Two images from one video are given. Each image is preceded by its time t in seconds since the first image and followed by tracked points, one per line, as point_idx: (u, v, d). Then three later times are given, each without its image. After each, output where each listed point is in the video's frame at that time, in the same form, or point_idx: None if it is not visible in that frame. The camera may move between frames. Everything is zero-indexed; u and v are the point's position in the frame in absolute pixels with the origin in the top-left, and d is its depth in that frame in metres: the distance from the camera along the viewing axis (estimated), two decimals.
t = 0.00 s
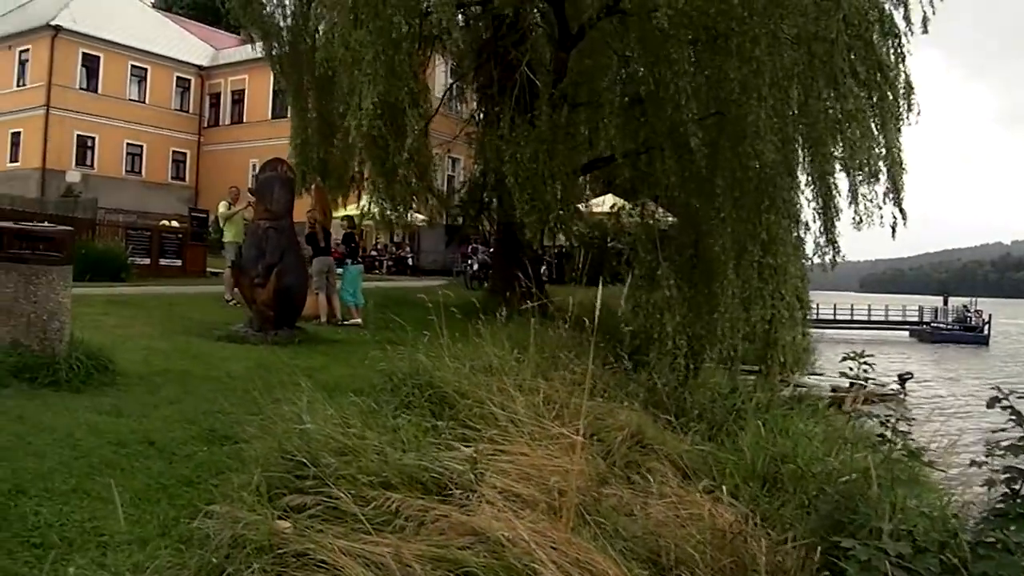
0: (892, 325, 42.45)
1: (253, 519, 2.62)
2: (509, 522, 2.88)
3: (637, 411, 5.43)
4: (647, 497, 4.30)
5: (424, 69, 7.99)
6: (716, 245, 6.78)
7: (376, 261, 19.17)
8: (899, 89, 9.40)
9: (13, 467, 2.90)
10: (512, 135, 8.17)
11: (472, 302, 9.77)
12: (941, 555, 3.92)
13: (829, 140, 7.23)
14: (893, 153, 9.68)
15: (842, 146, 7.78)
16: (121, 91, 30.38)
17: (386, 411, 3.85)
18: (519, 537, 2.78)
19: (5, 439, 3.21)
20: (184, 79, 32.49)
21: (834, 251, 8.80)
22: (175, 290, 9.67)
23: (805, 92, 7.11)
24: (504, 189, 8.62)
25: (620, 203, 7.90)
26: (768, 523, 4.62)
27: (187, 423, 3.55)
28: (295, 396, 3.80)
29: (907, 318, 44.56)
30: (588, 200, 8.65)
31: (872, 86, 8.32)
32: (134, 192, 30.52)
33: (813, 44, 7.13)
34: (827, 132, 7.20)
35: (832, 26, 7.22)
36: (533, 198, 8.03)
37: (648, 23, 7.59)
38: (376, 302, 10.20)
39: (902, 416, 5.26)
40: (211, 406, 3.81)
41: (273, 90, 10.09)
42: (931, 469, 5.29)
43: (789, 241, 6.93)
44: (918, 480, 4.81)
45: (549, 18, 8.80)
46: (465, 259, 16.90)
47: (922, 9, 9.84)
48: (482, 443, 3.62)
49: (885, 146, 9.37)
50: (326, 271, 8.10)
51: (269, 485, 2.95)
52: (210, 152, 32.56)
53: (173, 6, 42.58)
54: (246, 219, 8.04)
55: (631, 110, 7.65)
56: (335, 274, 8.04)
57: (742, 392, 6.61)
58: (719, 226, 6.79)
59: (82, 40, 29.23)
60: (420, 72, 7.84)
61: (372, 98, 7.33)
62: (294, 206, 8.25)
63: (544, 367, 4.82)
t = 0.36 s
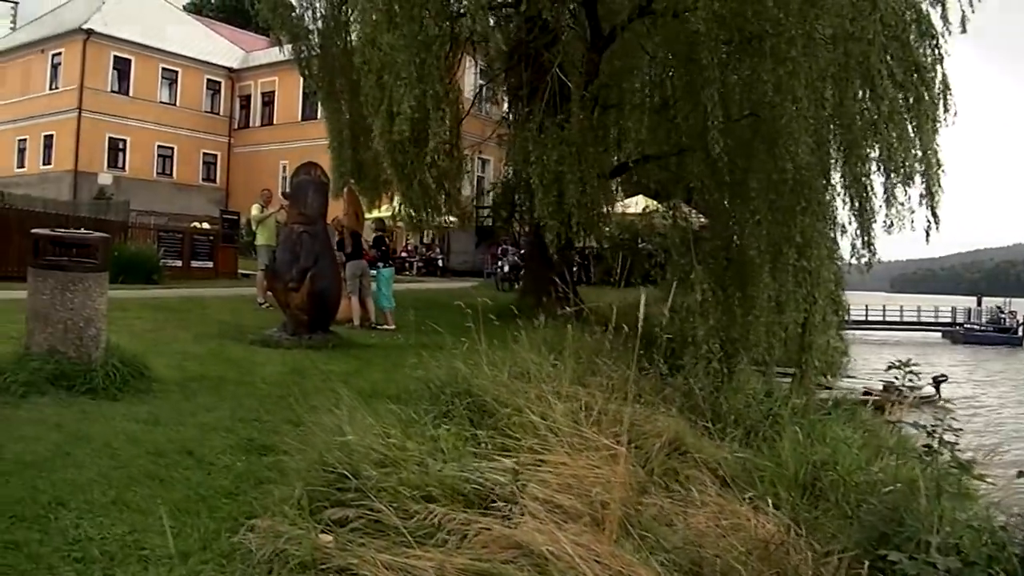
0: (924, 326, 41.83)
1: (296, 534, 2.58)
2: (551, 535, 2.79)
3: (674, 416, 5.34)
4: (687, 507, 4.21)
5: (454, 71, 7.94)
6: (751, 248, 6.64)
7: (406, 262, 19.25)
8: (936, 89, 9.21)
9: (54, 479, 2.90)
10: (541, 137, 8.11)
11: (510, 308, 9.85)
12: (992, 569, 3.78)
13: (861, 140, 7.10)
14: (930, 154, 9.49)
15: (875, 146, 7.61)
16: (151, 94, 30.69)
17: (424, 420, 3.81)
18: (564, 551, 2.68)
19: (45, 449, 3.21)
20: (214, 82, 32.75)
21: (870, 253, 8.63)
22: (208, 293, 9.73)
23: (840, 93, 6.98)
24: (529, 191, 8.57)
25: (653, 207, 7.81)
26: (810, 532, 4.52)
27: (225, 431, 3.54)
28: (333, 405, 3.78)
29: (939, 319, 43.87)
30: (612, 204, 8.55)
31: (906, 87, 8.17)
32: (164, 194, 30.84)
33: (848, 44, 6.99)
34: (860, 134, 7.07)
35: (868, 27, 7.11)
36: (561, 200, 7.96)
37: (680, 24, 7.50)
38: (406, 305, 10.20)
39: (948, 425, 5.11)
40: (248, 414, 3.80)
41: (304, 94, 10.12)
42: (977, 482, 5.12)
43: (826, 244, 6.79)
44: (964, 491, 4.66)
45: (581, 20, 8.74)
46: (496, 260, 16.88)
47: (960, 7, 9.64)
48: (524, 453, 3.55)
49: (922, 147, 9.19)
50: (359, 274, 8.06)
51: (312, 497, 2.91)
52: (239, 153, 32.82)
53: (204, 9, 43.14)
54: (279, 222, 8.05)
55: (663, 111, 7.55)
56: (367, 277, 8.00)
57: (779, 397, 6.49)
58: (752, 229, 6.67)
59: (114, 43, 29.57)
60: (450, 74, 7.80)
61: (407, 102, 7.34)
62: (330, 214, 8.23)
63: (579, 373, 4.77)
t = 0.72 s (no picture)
0: (956, 328, 41.16)
1: (336, 548, 2.55)
2: (594, 546, 2.70)
3: (709, 422, 5.25)
4: (726, 516, 4.12)
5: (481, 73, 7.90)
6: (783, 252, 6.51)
7: (433, 265, 19.29)
8: (973, 90, 9.03)
9: (91, 489, 2.89)
10: (568, 140, 8.06)
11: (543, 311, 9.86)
12: None
13: (895, 142, 6.97)
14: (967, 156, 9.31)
15: (910, 148, 7.44)
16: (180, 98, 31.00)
17: (460, 429, 3.77)
18: (607, 564, 2.59)
19: (82, 458, 3.21)
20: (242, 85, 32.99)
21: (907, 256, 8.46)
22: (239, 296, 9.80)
23: (874, 94, 6.82)
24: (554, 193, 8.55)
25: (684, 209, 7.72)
26: (852, 542, 4.40)
27: (261, 441, 3.53)
28: (368, 415, 3.76)
29: (970, 321, 43.21)
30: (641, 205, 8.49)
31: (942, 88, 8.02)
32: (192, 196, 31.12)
33: (882, 45, 6.86)
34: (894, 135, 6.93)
35: (902, 28, 6.91)
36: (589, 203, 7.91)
37: (710, 26, 7.42)
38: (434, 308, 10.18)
39: (993, 432, 4.96)
40: (283, 423, 3.79)
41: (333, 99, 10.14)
42: None
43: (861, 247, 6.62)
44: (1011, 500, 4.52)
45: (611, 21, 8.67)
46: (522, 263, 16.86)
47: (998, 7, 9.45)
48: (563, 462, 3.49)
49: (959, 150, 9.02)
50: (388, 277, 8.05)
51: (351, 508, 2.87)
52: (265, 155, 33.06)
53: (231, 14, 43.58)
54: (309, 227, 8.05)
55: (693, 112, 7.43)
56: (394, 280, 8.01)
57: (814, 402, 6.36)
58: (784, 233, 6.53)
59: (143, 48, 29.86)
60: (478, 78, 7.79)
61: (439, 106, 7.38)
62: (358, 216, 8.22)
63: (613, 381, 4.70)
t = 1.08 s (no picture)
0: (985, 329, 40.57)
1: (375, 558, 2.53)
2: (635, 557, 2.63)
3: (743, 427, 5.18)
4: (763, 524, 4.05)
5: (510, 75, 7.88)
6: (813, 255, 6.38)
7: (460, 266, 19.29)
8: (1009, 89, 8.88)
9: (128, 498, 2.88)
10: (596, 143, 8.03)
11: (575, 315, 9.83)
12: None
13: (925, 144, 6.88)
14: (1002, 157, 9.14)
15: (943, 149, 7.32)
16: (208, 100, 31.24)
17: (494, 436, 3.74)
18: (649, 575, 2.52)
19: (117, 466, 3.21)
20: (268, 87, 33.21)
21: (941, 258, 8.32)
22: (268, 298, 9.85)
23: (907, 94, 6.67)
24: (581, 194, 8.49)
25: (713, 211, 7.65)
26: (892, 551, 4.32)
27: (295, 448, 3.51)
28: (402, 422, 3.73)
29: (1000, 322, 42.57)
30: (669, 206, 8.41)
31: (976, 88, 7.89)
32: (217, 198, 31.39)
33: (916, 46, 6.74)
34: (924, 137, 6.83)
35: (936, 28, 6.73)
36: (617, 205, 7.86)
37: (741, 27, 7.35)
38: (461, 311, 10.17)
39: None
40: (316, 430, 3.77)
41: (361, 101, 10.16)
42: None
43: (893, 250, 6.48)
44: None
45: (639, 21, 8.61)
46: (549, 264, 16.82)
47: None
48: (600, 469, 3.43)
49: (993, 151, 8.86)
50: (416, 280, 8.04)
51: (389, 517, 2.85)
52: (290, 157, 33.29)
53: (257, 17, 43.97)
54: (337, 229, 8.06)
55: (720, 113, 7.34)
56: (422, 282, 8.02)
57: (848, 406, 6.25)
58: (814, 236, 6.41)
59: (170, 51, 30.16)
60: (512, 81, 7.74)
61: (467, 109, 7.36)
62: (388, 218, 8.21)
63: (647, 386, 4.65)
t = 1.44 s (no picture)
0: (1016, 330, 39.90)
1: (415, 567, 2.51)
2: (677, 565, 2.57)
3: (777, 431, 5.10)
4: (801, 530, 3.97)
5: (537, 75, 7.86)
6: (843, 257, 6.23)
7: (486, 267, 19.29)
8: None
9: (163, 504, 2.87)
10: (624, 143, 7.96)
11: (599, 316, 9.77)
12: None
13: (960, 145, 6.76)
14: None
15: (980, 148, 7.19)
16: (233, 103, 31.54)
17: (528, 441, 3.70)
18: None
19: (152, 471, 3.20)
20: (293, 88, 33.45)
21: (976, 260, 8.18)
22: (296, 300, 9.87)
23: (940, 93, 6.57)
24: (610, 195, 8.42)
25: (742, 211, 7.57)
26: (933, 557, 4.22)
27: (329, 453, 3.49)
28: (436, 428, 3.71)
29: None
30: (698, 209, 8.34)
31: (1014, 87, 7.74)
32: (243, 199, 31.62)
33: (949, 45, 6.66)
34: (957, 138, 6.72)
35: (970, 27, 6.75)
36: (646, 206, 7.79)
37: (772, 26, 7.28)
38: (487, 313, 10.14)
39: None
40: (348, 435, 3.75)
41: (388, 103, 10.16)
42: None
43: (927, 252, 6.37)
44: None
45: (668, 21, 8.54)
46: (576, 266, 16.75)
47: None
48: (637, 475, 3.38)
49: None
50: (445, 281, 8.05)
51: (428, 524, 2.83)
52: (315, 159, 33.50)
53: (283, 20, 44.33)
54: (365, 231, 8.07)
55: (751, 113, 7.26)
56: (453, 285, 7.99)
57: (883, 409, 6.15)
58: (845, 236, 6.28)
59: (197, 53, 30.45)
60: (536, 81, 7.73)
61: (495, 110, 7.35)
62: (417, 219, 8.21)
63: (681, 391, 4.59)
